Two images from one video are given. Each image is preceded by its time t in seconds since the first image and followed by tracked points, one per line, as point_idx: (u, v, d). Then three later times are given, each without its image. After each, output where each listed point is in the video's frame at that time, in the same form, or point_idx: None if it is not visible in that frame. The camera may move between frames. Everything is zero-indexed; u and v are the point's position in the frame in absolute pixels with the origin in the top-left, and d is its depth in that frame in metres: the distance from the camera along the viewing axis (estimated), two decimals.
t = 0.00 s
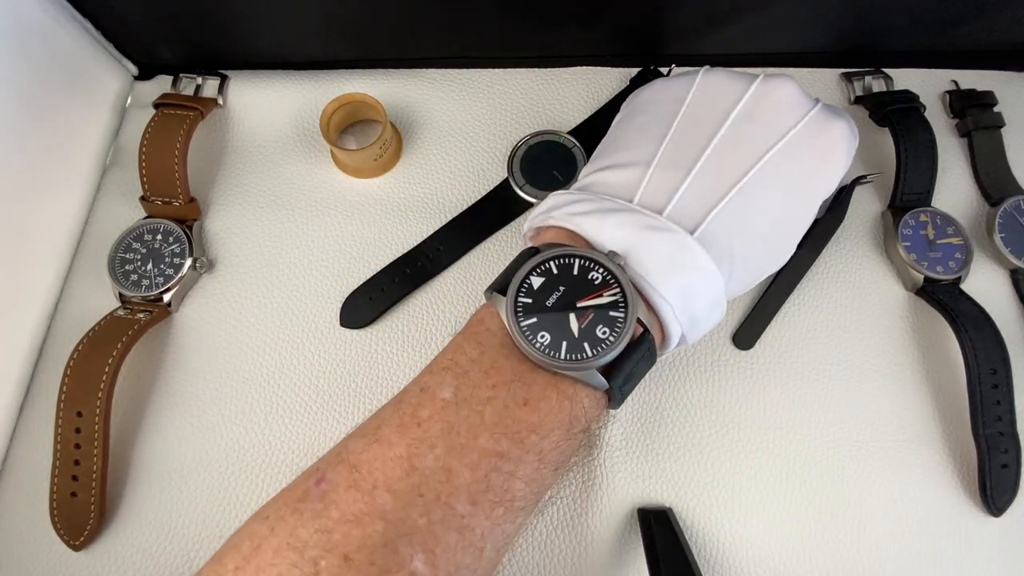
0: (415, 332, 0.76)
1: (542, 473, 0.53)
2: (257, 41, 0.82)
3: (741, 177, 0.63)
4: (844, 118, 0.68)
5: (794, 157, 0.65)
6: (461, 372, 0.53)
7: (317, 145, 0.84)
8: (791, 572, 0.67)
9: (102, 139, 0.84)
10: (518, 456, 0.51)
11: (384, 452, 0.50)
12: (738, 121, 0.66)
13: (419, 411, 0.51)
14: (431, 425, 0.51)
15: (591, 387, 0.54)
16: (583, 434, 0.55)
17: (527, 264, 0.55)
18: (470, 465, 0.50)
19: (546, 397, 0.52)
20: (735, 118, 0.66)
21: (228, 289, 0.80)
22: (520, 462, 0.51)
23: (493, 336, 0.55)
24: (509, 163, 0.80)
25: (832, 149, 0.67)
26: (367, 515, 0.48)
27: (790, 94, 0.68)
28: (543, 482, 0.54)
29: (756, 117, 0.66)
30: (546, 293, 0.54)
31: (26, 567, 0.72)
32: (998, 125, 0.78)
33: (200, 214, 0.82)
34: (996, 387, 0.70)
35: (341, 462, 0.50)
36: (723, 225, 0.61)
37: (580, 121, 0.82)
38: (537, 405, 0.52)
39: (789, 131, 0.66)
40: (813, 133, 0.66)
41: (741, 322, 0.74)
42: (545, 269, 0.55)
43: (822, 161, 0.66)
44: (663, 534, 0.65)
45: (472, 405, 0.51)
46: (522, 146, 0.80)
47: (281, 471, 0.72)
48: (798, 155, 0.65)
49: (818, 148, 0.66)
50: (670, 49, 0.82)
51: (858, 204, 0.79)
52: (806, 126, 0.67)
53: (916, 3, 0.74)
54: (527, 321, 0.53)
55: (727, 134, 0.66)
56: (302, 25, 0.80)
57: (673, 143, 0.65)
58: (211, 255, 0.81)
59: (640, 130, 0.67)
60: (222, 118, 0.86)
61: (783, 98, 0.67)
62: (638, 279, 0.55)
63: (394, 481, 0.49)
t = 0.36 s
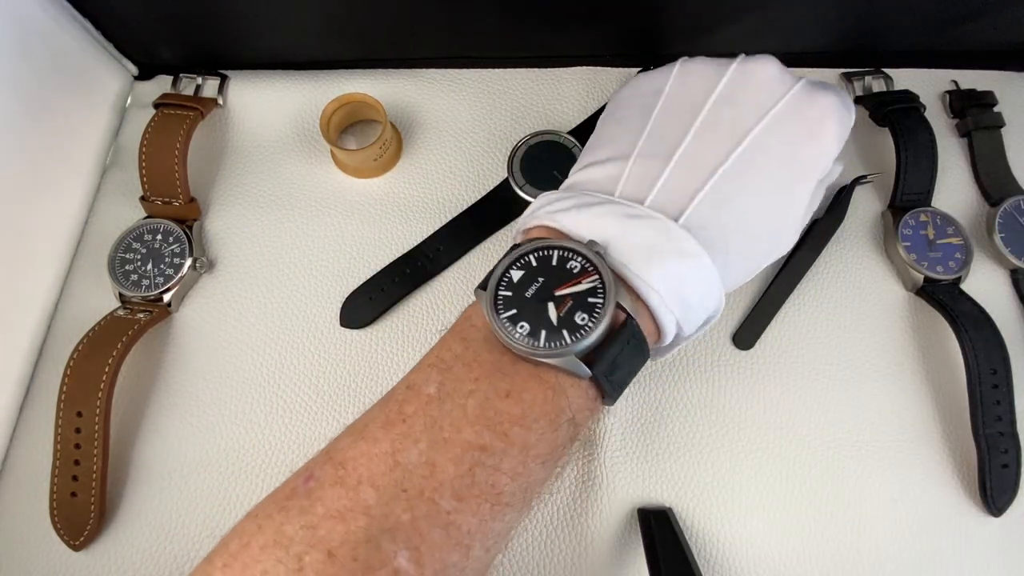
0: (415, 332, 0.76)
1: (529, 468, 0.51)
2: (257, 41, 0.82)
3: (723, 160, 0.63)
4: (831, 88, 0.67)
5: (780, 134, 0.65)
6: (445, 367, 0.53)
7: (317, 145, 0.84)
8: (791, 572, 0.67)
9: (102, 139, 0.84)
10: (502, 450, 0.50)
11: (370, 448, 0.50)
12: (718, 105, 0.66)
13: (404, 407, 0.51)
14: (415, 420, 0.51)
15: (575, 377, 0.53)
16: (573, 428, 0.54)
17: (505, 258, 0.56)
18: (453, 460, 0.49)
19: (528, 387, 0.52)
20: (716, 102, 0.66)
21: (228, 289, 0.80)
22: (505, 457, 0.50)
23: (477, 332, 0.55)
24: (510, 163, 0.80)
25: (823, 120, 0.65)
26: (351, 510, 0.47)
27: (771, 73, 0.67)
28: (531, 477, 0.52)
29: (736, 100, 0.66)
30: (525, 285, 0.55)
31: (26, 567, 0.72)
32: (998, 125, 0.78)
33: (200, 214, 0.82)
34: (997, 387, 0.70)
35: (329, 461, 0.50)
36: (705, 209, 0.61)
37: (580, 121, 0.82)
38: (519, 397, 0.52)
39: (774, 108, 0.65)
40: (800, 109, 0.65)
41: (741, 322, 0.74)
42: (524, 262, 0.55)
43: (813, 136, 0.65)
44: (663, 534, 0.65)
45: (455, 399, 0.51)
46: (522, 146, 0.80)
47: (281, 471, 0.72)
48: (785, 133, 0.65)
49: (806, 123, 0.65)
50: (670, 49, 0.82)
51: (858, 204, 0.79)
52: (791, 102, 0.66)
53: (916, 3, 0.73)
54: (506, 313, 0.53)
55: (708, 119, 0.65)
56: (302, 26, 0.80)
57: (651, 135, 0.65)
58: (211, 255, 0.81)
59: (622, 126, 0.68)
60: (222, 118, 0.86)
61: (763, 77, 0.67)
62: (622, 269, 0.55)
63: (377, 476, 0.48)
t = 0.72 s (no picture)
0: (415, 332, 0.76)
1: (513, 453, 0.50)
2: (257, 41, 0.82)
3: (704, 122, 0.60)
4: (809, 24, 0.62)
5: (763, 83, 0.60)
6: (438, 360, 0.54)
7: (317, 145, 0.84)
8: (791, 572, 0.67)
9: (102, 139, 0.84)
10: (484, 430, 0.50)
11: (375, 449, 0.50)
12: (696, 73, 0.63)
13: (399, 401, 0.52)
14: (406, 411, 0.51)
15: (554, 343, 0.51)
16: (559, 407, 0.51)
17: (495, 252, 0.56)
18: (437, 445, 0.49)
19: (507, 363, 0.52)
20: (694, 71, 0.63)
21: (228, 289, 0.80)
22: (488, 438, 0.50)
23: (471, 323, 0.56)
24: (510, 163, 0.80)
25: (806, 61, 0.60)
26: (340, 504, 0.47)
27: (742, 29, 0.63)
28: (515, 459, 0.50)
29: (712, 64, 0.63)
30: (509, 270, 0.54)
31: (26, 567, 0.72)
32: (998, 125, 0.78)
33: (200, 214, 0.82)
34: (997, 387, 0.70)
35: (333, 461, 0.50)
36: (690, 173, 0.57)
37: (580, 121, 0.82)
38: (498, 371, 0.51)
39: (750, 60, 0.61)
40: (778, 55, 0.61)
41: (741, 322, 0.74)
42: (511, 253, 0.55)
43: (796, 77, 0.60)
44: (662, 534, 0.65)
45: (441, 383, 0.52)
46: (522, 146, 0.80)
47: (281, 471, 0.72)
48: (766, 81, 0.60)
49: (788, 66, 0.60)
50: (670, 49, 0.82)
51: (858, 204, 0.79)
52: (767, 49, 0.61)
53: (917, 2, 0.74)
54: (489, 295, 0.53)
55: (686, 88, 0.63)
56: (302, 25, 0.80)
57: (637, 120, 0.64)
58: (211, 255, 0.81)
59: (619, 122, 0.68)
60: (222, 118, 0.86)
61: (735, 35, 0.63)
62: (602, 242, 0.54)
63: (368, 470, 0.49)
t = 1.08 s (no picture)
0: (415, 332, 0.76)
1: (498, 438, 0.45)
2: (257, 41, 0.82)
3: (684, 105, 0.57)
4: None
5: (739, 54, 0.57)
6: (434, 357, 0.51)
7: (317, 145, 0.84)
8: (790, 572, 0.67)
9: (102, 139, 0.84)
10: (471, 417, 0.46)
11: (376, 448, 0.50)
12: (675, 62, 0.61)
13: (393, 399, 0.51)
14: (398, 404, 0.48)
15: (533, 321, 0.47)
16: (545, 391, 0.46)
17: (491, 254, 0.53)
18: (424, 434, 0.46)
19: (491, 347, 0.48)
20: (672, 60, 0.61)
21: (228, 289, 0.80)
22: (474, 424, 0.45)
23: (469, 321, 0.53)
24: (510, 163, 0.80)
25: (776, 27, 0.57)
26: (331, 497, 0.44)
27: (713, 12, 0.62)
28: (506, 449, 0.45)
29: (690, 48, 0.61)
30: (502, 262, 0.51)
31: (26, 566, 0.72)
32: (998, 125, 0.78)
33: (200, 214, 0.82)
34: (996, 387, 0.70)
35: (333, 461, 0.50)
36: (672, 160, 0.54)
37: (579, 121, 0.82)
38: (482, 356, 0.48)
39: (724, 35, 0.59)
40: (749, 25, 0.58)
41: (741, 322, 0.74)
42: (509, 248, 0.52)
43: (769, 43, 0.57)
44: (662, 534, 0.65)
45: (431, 375, 0.49)
46: (522, 146, 0.80)
47: (281, 470, 0.72)
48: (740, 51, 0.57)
49: (760, 33, 0.57)
50: (670, 49, 0.82)
51: (858, 204, 0.79)
52: (745, 25, 0.58)
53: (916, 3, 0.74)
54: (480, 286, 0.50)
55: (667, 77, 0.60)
56: (303, 26, 0.80)
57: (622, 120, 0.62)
58: (211, 255, 0.81)
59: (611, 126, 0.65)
60: (222, 118, 0.86)
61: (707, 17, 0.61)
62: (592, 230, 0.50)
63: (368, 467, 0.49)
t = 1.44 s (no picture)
0: (415, 332, 0.76)
1: (465, 417, 0.45)
2: (258, 40, 0.82)
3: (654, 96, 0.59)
4: None
5: (699, 38, 0.60)
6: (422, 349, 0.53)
7: (317, 145, 0.84)
8: (791, 572, 0.67)
9: (102, 139, 0.84)
10: (440, 399, 0.46)
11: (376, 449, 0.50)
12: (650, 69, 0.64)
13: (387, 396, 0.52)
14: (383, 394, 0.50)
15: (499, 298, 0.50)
16: (509, 367, 0.47)
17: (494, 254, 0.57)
18: (397, 417, 0.46)
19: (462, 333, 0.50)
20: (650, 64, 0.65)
21: (228, 289, 0.80)
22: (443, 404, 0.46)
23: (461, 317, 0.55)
24: (510, 163, 0.80)
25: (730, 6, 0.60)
26: (313, 488, 0.44)
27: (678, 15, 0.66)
28: (474, 427, 0.45)
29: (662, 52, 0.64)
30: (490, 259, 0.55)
31: (25, 566, 0.72)
32: (998, 126, 0.78)
33: (200, 215, 0.82)
34: (997, 387, 0.70)
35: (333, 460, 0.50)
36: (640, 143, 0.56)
37: (579, 121, 0.82)
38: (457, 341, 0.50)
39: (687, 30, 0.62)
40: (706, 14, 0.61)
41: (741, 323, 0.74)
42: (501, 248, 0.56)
43: (725, 19, 0.59)
44: (662, 534, 0.65)
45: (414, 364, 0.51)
46: (522, 146, 0.80)
47: (281, 471, 0.72)
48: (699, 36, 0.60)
49: (716, 16, 0.60)
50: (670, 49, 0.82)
51: (858, 205, 0.79)
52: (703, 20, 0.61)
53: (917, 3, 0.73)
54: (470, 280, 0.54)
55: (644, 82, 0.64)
56: (303, 26, 0.80)
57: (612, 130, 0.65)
58: (211, 255, 0.81)
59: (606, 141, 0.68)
60: (222, 118, 0.86)
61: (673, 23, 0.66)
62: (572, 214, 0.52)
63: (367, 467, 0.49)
